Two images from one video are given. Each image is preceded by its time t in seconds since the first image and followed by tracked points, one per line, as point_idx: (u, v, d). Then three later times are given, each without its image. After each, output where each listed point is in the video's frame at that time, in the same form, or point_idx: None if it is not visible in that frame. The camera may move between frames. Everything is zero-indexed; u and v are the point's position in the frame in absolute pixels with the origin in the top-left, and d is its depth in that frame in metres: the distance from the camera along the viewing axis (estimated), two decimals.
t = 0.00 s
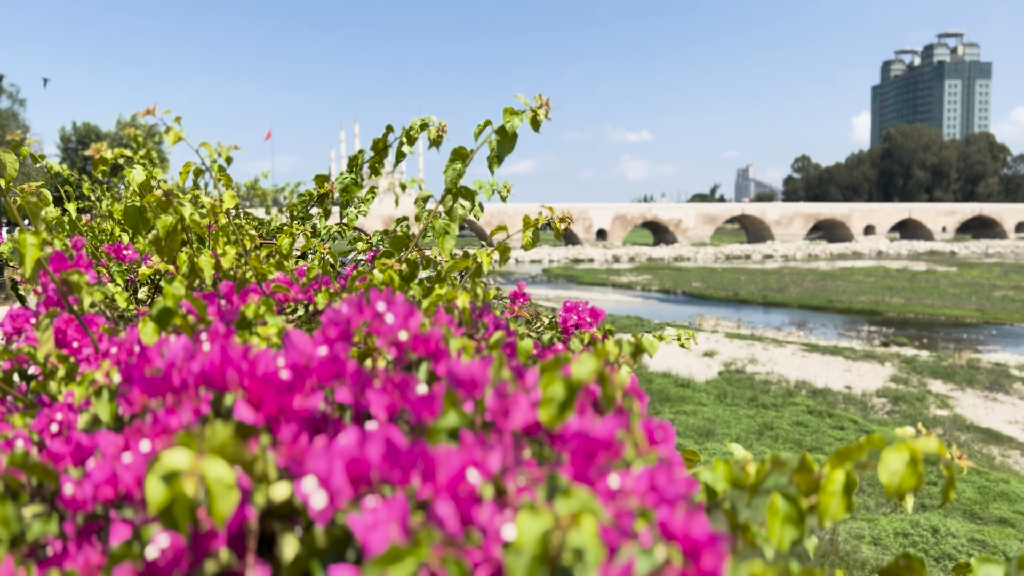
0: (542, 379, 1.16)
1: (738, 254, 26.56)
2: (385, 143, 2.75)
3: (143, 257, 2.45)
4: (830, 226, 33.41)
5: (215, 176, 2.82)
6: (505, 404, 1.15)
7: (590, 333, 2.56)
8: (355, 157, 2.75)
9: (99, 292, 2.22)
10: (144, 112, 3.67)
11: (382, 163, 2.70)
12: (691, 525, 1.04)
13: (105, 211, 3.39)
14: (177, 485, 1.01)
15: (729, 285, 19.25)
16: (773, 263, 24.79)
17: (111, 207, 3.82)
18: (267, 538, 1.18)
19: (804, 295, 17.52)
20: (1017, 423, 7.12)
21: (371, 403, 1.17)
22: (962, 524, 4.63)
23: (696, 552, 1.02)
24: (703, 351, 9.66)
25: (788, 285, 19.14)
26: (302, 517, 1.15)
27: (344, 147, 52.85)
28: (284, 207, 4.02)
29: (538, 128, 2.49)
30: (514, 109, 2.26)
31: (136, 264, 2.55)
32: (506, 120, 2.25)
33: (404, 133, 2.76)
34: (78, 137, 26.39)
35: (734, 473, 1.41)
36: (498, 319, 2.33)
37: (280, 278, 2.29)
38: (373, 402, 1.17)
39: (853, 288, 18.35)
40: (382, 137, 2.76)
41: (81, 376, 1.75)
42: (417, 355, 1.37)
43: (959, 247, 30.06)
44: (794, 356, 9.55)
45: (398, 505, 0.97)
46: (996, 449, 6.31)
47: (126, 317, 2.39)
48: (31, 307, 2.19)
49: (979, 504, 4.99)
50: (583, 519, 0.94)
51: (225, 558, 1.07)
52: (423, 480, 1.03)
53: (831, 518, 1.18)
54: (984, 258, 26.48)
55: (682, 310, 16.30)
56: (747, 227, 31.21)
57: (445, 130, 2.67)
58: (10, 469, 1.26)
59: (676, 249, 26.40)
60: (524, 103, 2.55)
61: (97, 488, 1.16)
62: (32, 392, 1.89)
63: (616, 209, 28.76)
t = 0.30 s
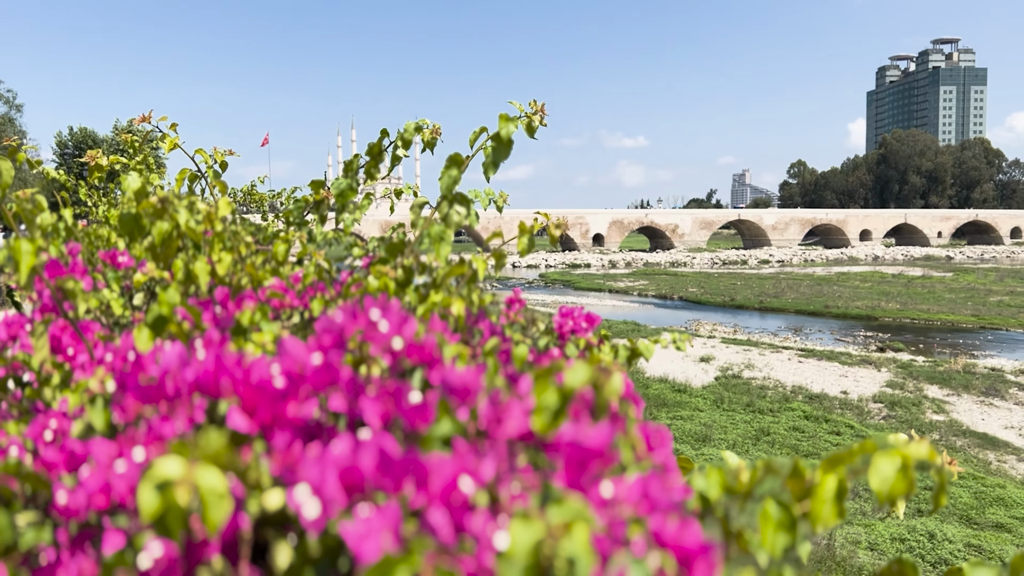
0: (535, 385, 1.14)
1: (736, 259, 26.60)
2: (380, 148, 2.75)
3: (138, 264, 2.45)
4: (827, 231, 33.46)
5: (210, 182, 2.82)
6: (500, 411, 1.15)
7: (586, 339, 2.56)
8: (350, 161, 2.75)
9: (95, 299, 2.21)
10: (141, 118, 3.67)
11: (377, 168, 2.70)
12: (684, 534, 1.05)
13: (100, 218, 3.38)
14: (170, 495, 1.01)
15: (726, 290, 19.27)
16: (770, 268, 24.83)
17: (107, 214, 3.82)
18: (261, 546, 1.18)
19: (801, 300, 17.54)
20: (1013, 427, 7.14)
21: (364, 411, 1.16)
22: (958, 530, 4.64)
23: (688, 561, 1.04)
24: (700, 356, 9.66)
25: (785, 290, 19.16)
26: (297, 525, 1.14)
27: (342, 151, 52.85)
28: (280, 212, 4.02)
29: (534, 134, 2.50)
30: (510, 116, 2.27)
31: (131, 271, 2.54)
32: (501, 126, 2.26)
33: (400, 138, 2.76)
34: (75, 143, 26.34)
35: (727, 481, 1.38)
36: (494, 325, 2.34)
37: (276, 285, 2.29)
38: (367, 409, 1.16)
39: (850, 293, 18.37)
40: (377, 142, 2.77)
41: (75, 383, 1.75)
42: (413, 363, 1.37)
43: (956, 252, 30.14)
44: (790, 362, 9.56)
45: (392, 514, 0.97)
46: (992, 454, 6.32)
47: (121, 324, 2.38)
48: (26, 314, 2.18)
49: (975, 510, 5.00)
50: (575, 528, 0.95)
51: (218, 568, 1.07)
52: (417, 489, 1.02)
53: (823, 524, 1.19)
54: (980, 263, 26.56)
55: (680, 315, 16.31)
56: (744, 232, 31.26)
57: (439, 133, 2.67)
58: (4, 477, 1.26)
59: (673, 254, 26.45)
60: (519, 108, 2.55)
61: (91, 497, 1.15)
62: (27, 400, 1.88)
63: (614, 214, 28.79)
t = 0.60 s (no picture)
0: (529, 389, 1.14)
1: (733, 263, 26.64)
2: (377, 153, 2.76)
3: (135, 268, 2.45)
4: (824, 235, 33.52)
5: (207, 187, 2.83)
6: (494, 416, 1.15)
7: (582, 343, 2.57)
8: (347, 167, 2.76)
9: (92, 304, 2.22)
10: (139, 123, 3.68)
11: (374, 174, 2.71)
12: (677, 539, 1.06)
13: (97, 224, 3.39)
14: (166, 500, 1.01)
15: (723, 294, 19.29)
16: (767, 271, 24.86)
17: (105, 218, 3.83)
18: (257, 550, 1.19)
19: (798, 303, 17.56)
20: (1009, 431, 7.15)
21: (359, 416, 1.16)
22: (954, 533, 4.65)
23: (681, 565, 1.05)
24: (697, 360, 9.68)
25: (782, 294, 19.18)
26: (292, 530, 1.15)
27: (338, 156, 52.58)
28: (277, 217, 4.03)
29: (530, 140, 2.51)
30: (506, 121, 2.28)
31: (128, 275, 2.54)
32: (498, 132, 2.27)
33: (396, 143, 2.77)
34: (72, 148, 26.33)
35: (722, 486, 1.40)
36: (490, 330, 2.34)
37: (273, 289, 2.29)
38: (362, 414, 1.17)
39: (847, 297, 18.40)
40: (374, 147, 2.77)
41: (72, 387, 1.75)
42: (409, 368, 1.37)
43: (953, 256, 30.19)
44: (787, 366, 9.58)
45: (387, 519, 0.97)
46: (988, 457, 6.33)
47: (119, 328, 2.38)
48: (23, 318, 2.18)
49: (971, 512, 5.01)
50: (568, 533, 0.95)
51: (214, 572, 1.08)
52: (412, 494, 1.03)
53: (816, 528, 1.19)
54: (977, 267, 26.62)
55: (676, 319, 16.33)
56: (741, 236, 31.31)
57: (435, 139, 2.68)
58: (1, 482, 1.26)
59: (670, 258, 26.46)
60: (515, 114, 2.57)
61: (87, 502, 1.16)
62: (24, 404, 1.88)
63: (611, 218, 28.82)
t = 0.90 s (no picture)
0: (526, 393, 1.14)
1: (731, 266, 26.67)
2: (374, 157, 2.76)
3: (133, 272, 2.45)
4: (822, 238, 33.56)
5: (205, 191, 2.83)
6: (492, 419, 1.14)
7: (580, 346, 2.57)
8: (345, 171, 2.77)
9: (90, 307, 2.22)
10: (137, 127, 3.68)
11: (371, 178, 2.71)
12: (674, 542, 1.06)
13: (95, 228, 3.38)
14: (163, 504, 1.01)
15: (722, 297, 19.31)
16: (766, 274, 24.86)
17: (103, 222, 3.83)
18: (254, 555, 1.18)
19: (796, 306, 17.57)
20: (1007, 434, 7.15)
21: (356, 419, 1.16)
22: (952, 535, 4.65)
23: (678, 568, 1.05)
24: (695, 363, 9.68)
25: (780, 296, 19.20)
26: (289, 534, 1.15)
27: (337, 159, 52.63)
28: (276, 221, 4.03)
29: (527, 143, 2.51)
30: (504, 125, 2.28)
31: (127, 278, 2.54)
32: (495, 135, 2.27)
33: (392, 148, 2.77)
34: (70, 151, 26.32)
35: (720, 490, 1.39)
36: (488, 333, 2.34)
37: (271, 293, 2.29)
38: (359, 419, 1.16)
39: (845, 300, 18.43)
40: (371, 151, 2.78)
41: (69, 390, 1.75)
42: (407, 371, 1.36)
43: (951, 259, 30.25)
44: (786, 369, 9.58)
45: (383, 523, 0.97)
46: (986, 460, 6.34)
47: (117, 332, 2.38)
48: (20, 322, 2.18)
49: (969, 515, 5.01)
50: (565, 537, 0.95)
51: None
52: (408, 497, 1.03)
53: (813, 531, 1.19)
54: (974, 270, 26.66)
55: (674, 322, 16.33)
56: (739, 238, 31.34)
57: (431, 143, 2.68)
58: None
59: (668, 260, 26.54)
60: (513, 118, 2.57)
61: (83, 506, 1.16)
62: (22, 408, 1.88)
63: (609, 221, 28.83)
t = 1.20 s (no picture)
0: (525, 399, 1.14)
1: (730, 268, 26.68)
2: (373, 160, 2.76)
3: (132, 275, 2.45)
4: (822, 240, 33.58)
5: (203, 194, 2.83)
6: (491, 423, 1.14)
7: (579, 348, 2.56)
8: (344, 174, 2.77)
9: (89, 311, 2.22)
10: (136, 130, 3.68)
11: (370, 181, 2.71)
12: (672, 547, 1.06)
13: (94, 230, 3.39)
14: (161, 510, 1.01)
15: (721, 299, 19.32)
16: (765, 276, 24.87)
17: (103, 225, 3.83)
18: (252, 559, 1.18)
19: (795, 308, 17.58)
20: (1006, 436, 7.16)
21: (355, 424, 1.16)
22: (951, 538, 4.66)
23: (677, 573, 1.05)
24: (694, 366, 9.68)
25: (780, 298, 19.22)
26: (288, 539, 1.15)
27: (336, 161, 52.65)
28: (274, 223, 4.03)
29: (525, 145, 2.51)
30: (503, 126, 2.28)
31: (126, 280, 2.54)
32: (494, 137, 2.27)
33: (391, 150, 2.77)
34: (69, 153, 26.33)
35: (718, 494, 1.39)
36: (487, 335, 2.34)
37: (270, 296, 2.29)
38: (357, 423, 1.16)
39: (844, 302, 18.44)
40: (370, 154, 2.78)
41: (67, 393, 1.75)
42: (405, 376, 1.36)
43: (949, 261, 30.26)
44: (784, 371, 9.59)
45: (382, 529, 0.98)
46: (985, 462, 6.34)
47: (116, 335, 2.38)
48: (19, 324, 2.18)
49: (968, 517, 5.02)
50: (563, 543, 0.96)
51: None
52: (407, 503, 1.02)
53: (811, 535, 1.19)
54: (974, 271, 26.69)
55: (673, 324, 16.34)
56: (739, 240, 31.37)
57: (430, 145, 2.68)
58: None
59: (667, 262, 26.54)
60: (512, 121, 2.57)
61: (81, 511, 1.15)
62: (20, 412, 1.88)
63: (609, 223, 28.85)
